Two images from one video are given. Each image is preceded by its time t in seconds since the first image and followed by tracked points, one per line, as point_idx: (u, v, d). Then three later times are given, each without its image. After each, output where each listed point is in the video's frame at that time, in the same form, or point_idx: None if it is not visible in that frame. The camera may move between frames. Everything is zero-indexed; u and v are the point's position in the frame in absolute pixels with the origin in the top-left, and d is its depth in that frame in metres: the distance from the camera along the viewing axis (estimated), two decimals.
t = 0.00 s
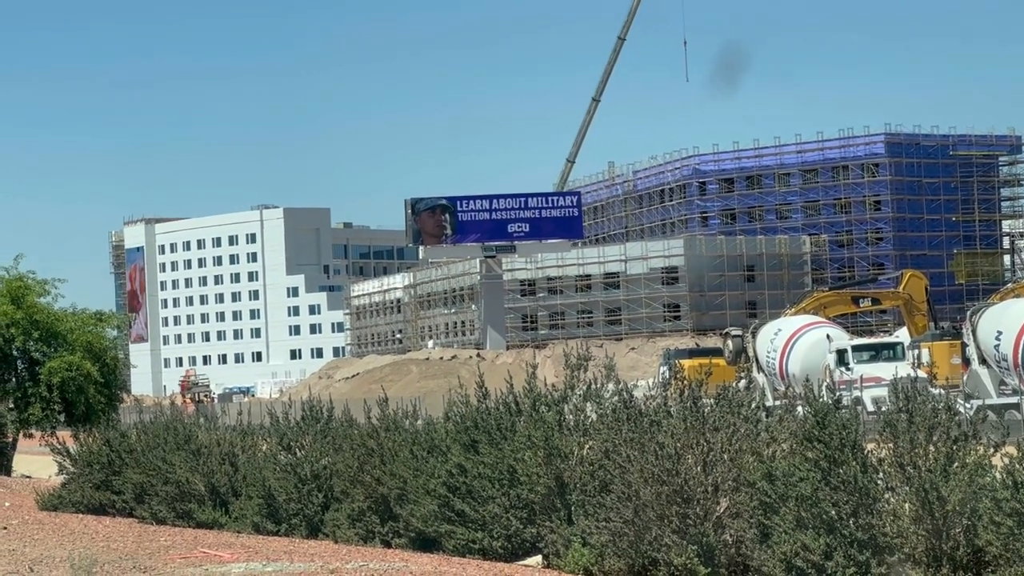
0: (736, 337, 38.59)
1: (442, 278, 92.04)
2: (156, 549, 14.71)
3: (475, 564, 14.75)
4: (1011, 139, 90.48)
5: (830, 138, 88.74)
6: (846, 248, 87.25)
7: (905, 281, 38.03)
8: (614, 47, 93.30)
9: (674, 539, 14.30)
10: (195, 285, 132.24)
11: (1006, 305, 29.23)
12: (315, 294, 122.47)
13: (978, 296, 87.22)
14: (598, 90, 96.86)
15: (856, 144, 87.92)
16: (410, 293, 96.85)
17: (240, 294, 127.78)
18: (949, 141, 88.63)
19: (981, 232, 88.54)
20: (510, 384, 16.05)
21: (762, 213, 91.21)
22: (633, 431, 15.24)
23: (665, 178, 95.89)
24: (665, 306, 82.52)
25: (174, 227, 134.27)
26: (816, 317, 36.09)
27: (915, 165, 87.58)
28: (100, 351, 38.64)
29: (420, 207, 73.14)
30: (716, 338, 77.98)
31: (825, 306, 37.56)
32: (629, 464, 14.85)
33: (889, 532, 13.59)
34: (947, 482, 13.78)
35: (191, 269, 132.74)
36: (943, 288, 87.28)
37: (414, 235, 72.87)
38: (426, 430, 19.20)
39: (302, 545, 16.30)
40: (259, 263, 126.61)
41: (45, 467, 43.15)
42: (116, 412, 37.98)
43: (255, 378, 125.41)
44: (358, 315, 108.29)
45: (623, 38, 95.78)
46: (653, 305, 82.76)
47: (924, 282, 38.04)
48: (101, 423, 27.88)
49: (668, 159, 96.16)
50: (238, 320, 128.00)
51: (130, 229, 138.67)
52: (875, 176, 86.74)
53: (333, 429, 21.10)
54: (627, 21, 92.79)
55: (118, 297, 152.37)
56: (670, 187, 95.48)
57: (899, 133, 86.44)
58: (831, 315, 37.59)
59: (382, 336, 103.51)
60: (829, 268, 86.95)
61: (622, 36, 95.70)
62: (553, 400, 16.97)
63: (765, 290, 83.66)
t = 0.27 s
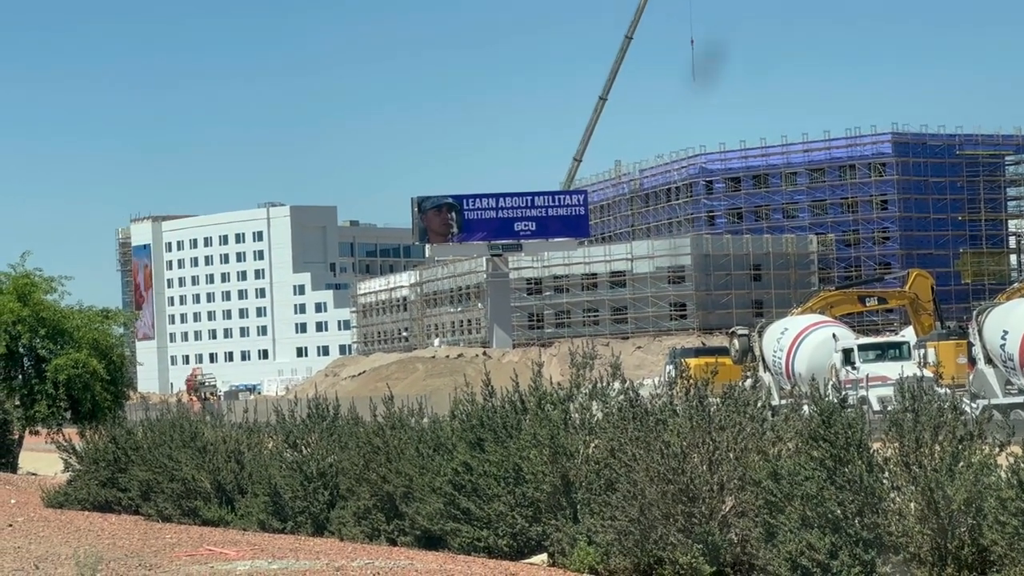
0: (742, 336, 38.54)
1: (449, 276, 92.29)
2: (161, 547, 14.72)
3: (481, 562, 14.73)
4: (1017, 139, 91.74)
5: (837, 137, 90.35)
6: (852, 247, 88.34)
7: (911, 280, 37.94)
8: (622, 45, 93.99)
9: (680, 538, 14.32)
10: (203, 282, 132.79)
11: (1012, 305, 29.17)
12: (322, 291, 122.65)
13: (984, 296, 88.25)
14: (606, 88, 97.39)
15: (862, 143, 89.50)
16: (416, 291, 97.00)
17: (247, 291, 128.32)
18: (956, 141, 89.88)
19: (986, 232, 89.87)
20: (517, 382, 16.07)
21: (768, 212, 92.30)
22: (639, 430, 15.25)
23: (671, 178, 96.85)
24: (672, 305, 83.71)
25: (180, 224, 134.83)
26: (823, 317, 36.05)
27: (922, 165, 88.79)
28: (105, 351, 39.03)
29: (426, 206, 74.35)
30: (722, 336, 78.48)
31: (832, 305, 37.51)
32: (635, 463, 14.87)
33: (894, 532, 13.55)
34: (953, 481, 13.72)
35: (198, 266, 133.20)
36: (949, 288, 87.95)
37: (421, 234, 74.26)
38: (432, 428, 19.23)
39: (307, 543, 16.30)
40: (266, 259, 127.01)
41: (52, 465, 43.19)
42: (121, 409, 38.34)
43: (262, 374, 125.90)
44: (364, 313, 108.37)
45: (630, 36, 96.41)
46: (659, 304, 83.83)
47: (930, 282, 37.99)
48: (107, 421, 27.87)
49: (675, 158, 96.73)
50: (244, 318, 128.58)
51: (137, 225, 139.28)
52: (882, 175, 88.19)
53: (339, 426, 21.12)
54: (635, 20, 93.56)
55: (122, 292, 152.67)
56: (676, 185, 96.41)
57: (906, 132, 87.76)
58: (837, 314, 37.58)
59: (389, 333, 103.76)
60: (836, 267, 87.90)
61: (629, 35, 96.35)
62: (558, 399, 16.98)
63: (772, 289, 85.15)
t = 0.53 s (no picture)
0: (748, 337, 38.56)
1: (455, 276, 92.33)
2: (167, 547, 14.73)
3: (487, 562, 14.72)
4: None
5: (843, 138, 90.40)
6: (859, 248, 88.71)
7: (918, 282, 37.93)
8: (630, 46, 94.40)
9: (687, 538, 14.31)
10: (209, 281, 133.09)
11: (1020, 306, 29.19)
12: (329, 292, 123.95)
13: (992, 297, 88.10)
14: (613, 89, 97.70)
15: (870, 144, 89.53)
16: (423, 291, 97.08)
17: (253, 291, 128.82)
18: (963, 142, 90.04)
19: (994, 233, 89.77)
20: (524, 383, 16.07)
21: (775, 213, 92.75)
22: (645, 430, 15.23)
23: (678, 178, 97.20)
24: (678, 305, 83.99)
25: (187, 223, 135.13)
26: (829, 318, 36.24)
27: (929, 166, 89.15)
28: (112, 349, 39.76)
29: (432, 206, 74.32)
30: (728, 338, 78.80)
31: (839, 306, 37.74)
32: (641, 464, 14.85)
33: (900, 533, 13.47)
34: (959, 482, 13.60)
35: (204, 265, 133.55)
36: (956, 289, 88.77)
37: (427, 233, 74.03)
38: (438, 429, 19.23)
39: (313, 543, 16.29)
40: (274, 259, 127.81)
41: (58, 464, 43.42)
42: (127, 408, 39.17)
43: (269, 374, 126.90)
44: (370, 313, 108.36)
45: (638, 37, 96.79)
46: (665, 305, 84.02)
47: (937, 283, 37.97)
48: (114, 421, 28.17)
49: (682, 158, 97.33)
50: (251, 317, 128.96)
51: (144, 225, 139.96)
52: (890, 176, 88.32)
53: (346, 427, 21.17)
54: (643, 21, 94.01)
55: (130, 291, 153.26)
56: (683, 186, 96.87)
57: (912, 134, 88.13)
58: (844, 316, 37.69)
59: (396, 334, 104.03)
60: (842, 268, 88.63)
61: (637, 35, 96.72)
62: (565, 399, 16.98)
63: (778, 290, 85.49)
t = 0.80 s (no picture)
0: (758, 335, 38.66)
1: (465, 274, 92.49)
2: (177, 544, 14.74)
3: (497, 561, 14.73)
4: None
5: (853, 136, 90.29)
6: (869, 246, 88.28)
7: (928, 280, 37.80)
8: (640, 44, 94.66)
9: (696, 537, 14.29)
10: (218, 278, 133.49)
11: None
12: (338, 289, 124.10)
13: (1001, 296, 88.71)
14: (623, 87, 97.94)
15: (879, 142, 89.53)
16: (432, 288, 97.00)
17: (263, 288, 129.31)
18: (973, 140, 90.22)
19: (1004, 232, 89.70)
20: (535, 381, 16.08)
21: (785, 211, 92.69)
22: (655, 429, 15.21)
23: (688, 176, 97.54)
24: (688, 302, 85.12)
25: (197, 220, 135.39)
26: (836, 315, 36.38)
27: (939, 163, 88.97)
28: (123, 346, 40.08)
29: (442, 203, 74.37)
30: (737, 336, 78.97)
31: (848, 305, 37.74)
32: (650, 463, 14.84)
33: (909, 533, 13.43)
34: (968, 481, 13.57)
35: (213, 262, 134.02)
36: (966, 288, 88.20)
37: (437, 231, 74.07)
38: (448, 427, 19.25)
39: (321, 540, 16.27)
40: (283, 256, 127.98)
41: (68, 460, 43.43)
42: (137, 405, 39.43)
43: (279, 372, 127.19)
44: (380, 311, 108.50)
45: (647, 35, 96.99)
46: (675, 303, 85.28)
47: (947, 282, 37.88)
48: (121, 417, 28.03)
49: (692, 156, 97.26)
50: (261, 315, 129.44)
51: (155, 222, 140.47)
52: (899, 174, 88.19)
53: (355, 424, 21.19)
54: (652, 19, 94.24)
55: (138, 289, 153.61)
56: (693, 184, 96.94)
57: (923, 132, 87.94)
58: (854, 314, 37.84)
59: (405, 331, 104.29)
60: (852, 266, 87.92)
61: (647, 33, 96.94)
62: (574, 398, 16.99)
63: (787, 289, 86.50)
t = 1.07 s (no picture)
0: (767, 335, 38.82)
1: (475, 272, 92.29)
2: (187, 542, 14.79)
3: (507, 559, 14.75)
4: None
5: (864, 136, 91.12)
6: (879, 246, 89.27)
7: (939, 279, 37.89)
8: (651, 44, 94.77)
9: (706, 537, 14.28)
10: (229, 277, 133.99)
11: None
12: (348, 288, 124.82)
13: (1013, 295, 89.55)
14: (633, 86, 98.09)
15: (890, 142, 90.37)
16: (444, 288, 97.74)
17: (273, 287, 129.79)
18: (984, 140, 90.96)
19: (1015, 232, 90.56)
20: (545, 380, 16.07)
21: (795, 210, 93.39)
22: (665, 428, 15.22)
23: (698, 176, 98.41)
24: (697, 302, 85.20)
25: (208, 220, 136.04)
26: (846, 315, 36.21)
27: (950, 163, 89.88)
28: (133, 344, 40.43)
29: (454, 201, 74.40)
30: (747, 335, 79.07)
31: (858, 304, 37.58)
32: (660, 462, 14.84)
33: (920, 532, 13.50)
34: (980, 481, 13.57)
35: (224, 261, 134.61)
36: (977, 287, 89.19)
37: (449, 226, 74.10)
38: (457, 426, 19.26)
39: (331, 539, 16.30)
40: (293, 256, 128.38)
41: (79, 458, 43.53)
42: (147, 403, 39.80)
43: (289, 370, 127.74)
44: (391, 310, 108.69)
45: (658, 35, 97.08)
46: (685, 302, 85.50)
47: (958, 282, 37.92)
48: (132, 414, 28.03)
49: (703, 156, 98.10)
50: (270, 313, 130.01)
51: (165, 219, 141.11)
52: (910, 174, 89.08)
53: (365, 423, 21.22)
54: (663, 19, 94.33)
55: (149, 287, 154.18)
56: (704, 184, 97.83)
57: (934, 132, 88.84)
58: (864, 313, 37.63)
59: (416, 330, 104.48)
60: (863, 266, 88.86)
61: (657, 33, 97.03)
62: (584, 397, 16.98)
63: (798, 288, 86.62)
